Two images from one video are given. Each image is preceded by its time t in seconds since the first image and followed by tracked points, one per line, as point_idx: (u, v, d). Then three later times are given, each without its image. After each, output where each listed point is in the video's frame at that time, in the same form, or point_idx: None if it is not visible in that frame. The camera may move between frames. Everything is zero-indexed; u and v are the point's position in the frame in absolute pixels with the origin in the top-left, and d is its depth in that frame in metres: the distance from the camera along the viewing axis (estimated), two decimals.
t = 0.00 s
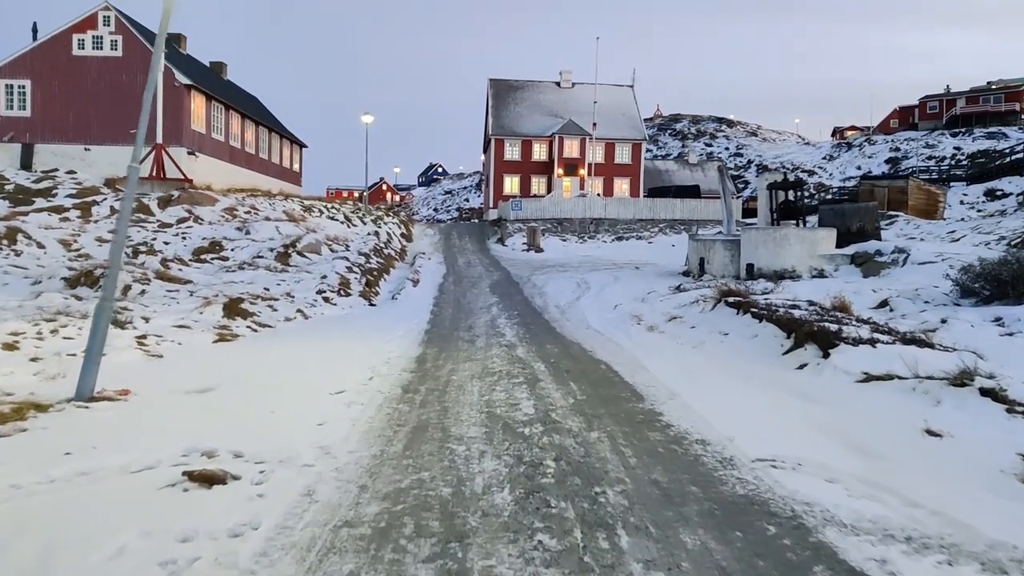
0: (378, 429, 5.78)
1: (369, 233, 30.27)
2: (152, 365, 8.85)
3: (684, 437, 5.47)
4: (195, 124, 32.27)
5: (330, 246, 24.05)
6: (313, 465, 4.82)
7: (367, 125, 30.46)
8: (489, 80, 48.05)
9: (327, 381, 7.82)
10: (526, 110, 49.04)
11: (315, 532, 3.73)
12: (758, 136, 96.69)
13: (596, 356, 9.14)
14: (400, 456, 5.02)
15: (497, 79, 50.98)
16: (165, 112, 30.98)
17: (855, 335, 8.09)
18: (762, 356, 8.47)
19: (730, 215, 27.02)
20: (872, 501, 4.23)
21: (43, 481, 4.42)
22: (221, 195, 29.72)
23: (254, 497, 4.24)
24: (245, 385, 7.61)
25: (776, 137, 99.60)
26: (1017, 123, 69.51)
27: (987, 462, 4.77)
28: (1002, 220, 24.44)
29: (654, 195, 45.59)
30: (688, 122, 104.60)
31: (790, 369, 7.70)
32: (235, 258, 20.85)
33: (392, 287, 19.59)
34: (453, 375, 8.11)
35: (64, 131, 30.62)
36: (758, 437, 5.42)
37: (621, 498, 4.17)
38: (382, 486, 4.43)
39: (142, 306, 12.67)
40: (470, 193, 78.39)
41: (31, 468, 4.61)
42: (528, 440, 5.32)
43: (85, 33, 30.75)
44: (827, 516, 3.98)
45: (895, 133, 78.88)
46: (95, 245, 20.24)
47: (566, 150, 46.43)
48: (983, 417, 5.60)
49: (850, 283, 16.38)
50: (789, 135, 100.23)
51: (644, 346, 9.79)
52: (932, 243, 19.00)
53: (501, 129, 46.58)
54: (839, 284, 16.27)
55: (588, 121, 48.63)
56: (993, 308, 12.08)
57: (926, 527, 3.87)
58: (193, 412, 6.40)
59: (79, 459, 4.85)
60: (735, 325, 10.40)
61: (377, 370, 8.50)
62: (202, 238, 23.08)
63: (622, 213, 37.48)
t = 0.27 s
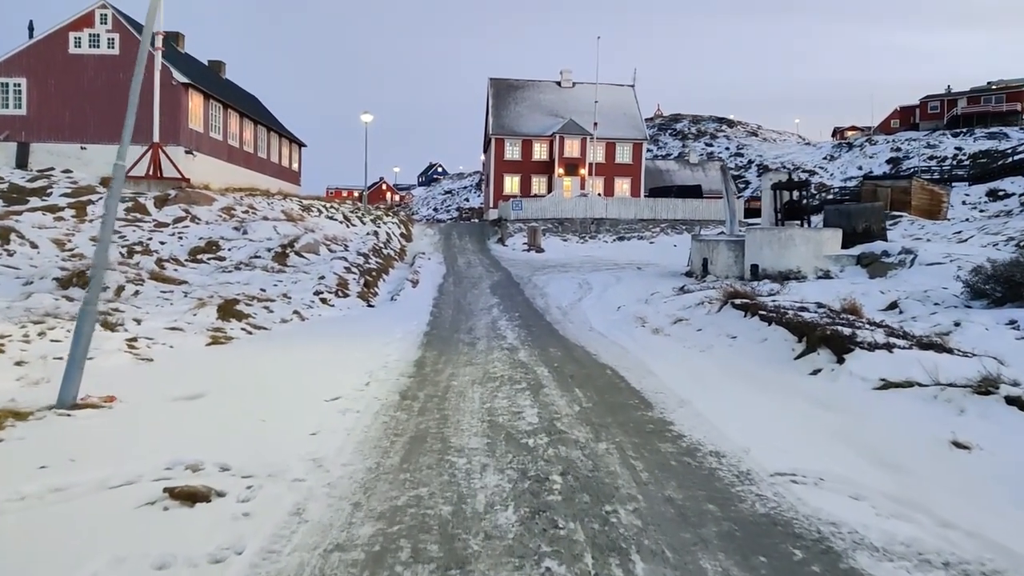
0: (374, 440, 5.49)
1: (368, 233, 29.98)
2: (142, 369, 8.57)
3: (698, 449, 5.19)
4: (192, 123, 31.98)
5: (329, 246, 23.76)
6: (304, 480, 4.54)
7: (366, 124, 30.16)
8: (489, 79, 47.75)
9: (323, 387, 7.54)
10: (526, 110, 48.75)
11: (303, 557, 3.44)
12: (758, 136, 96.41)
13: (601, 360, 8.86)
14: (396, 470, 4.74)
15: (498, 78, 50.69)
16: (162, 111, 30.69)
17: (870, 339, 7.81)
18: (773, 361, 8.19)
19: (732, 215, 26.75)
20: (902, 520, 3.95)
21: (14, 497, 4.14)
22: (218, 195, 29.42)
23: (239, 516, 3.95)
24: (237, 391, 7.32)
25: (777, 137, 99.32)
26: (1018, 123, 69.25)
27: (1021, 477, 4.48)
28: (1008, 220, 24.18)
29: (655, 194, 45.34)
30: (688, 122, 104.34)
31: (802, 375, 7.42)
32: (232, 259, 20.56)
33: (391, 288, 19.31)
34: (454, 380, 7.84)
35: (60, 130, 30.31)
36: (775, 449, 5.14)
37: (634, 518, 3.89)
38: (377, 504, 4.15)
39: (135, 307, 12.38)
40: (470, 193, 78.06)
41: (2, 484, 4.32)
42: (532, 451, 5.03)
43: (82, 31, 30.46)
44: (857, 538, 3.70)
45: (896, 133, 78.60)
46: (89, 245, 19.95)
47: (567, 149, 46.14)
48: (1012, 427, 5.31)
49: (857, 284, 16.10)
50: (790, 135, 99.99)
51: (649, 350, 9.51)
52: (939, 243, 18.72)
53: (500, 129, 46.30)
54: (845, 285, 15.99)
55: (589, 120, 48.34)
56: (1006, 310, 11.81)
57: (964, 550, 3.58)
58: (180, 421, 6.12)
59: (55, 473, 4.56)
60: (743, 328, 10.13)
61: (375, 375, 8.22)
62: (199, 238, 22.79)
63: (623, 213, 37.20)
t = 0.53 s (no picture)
0: (366, 446, 5.18)
1: (367, 231, 29.66)
2: (128, 370, 8.26)
3: (710, 456, 4.87)
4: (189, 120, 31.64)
5: (326, 244, 23.43)
6: (288, 491, 4.22)
7: (364, 121, 29.83)
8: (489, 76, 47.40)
9: (314, 389, 7.23)
10: (526, 107, 48.40)
11: None
12: (758, 135, 96.11)
13: (605, 360, 8.54)
14: (388, 480, 4.42)
15: (497, 76, 50.33)
16: (158, 108, 30.35)
17: (885, 338, 7.49)
18: (783, 361, 7.88)
19: (735, 213, 26.44)
20: (937, 535, 3.64)
21: None
22: (215, 193, 29.08)
23: (214, 532, 3.64)
24: (225, 393, 7.00)
25: (777, 136, 98.98)
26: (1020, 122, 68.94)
27: None
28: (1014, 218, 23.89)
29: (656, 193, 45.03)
30: (688, 121, 104.06)
31: (815, 376, 7.11)
32: (227, 257, 20.25)
33: (389, 286, 18.99)
34: (451, 381, 7.53)
35: (55, 126, 29.97)
36: (792, 457, 4.83)
37: (645, 533, 3.58)
38: (366, 518, 3.83)
39: (125, 306, 12.07)
40: (470, 192, 77.70)
41: None
42: (534, 459, 4.72)
43: (77, 27, 30.13)
44: (889, 557, 3.38)
45: (897, 131, 78.29)
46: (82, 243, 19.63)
47: (567, 147, 45.80)
48: None
49: (864, 282, 15.78)
50: (790, 133, 99.69)
51: (654, 350, 9.19)
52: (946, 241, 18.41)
53: (500, 127, 45.97)
54: (852, 283, 15.68)
55: (589, 118, 48.02)
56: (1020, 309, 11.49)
57: (1006, 570, 3.27)
58: (162, 425, 5.81)
59: (20, 483, 4.25)
60: (750, 327, 9.82)
61: (369, 376, 7.90)
62: (194, 236, 22.47)
63: (624, 212, 36.87)
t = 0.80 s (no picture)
0: (360, 462, 4.88)
1: (365, 232, 29.35)
2: (115, 377, 7.96)
3: (726, 475, 4.58)
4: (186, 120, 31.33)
5: (324, 245, 23.15)
6: (275, 515, 3.93)
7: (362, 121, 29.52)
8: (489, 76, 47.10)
9: (308, 398, 6.95)
10: (526, 108, 48.11)
11: None
12: (759, 135, 95.83)
13: (609, 367, 8.25)
14: (383, 502, 4.13)
15: (497, 76, 50.04)
16: (155, 108, 30.05)
17: (903, 346, 7.19)
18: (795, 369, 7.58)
19: (738, 214, 26.13)
20: (978, 567, 3.35)
21: None
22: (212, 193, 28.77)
23: (193, 564, 3.34)
24: (214, 403, 6.71)
25: (778, 137, 98.70)
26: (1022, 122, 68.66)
27: None
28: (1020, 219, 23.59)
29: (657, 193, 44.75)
30: (689, 122, 103.80)
31: (830, 386, 6.81)
32: (224, 259, 19.96)
33: (388, 289, 18.69)
34: (450, 390, 7.24)
35: (52, 127, 29.71)
36: (814, 477, 4.53)
37: (663, 565, 3.29)
38: (359, 547, 3.54)
39: (117, 310, 11.78)
40: (470, 193, 77.39)
41: None
42: (539, 478, 4.43)
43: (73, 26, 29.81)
44: None
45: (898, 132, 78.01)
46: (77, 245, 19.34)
47: (568, 148, 45.49)
48: None
49: (871, 285, 15.48)
50: (791, 134, 99.43)
51: (661, 356, 8.89)
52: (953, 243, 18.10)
53: (500, 127, 45.67)
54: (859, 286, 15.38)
55: (590, 118, 47.72)
56: None
57: None
58: (145, 439, 5.52)
59: None
60: (759, 332, 9.52)
61: (365, 384, 7.60)
62: (191, 237, 22.17)
63: (625, 212, 36.57)
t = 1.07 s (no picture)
0: (355, 471, 4.59)
1: (365, 231, 29.06)
2: (102, 379, 7.67)
3: (746, 486, 4.29)
4: (184, 118, 31.02)
5: (323, 244, 22.85)
6: (262, 531, 3.65)
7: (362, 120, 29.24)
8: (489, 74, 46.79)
9: (302, 401, 6.65)
10: (527, 106, 47.80)
11: None
12: (760, 135, 95.55)
13: (615, 369, 7.97)
14: (379, 516, 3.84)
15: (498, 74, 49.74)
16: (152, 105, 29.74)
17: (923, 347, 6.90)
18: (809, 371, 7.29)
19: (741, 213, 25.84)
20: None
21: None
22: (210, 191, 28.46)
23: None
24: (205, 406, 6.44)
25: (779, 136, 98.37)
26: None
27: None
28: None
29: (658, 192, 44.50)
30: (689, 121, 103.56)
31: (848, 389, 6.52)
32: (221, 257, 19.68)
33: (387, 288, 18.39)
34: (451, 392, 6.95)
35: (48, 124, 29.42)
36: (841, 488, 4.22)
37: None
38: (354, 567, 3.25)
39: (108, 309, 11.48)
40: (470, 193, 77.12)
41: None
42: (547, 489, 4.13)
43: (69, 23, 29.47)
44: None
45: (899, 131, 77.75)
46: (71, 243, 19.04)
47: (568, 146, 45.18)
48: None
49: (880, 284, 15.20)
50: (791, 133, 99.17)
51: (669, 357, 8.61)
52: (961, 242, 17.83)
53: (500, 126, 45.38)
54: (867, 285, 15.10)
55: (590, 117, 47.43)
56: None
57: None
58: (129, 445, 5.24)
59: None
60: (769, 332, 9.23)
61: (362, 386, 7.31)
62: (187, 236, 21.87)
63: (627, 211, 36.27)
